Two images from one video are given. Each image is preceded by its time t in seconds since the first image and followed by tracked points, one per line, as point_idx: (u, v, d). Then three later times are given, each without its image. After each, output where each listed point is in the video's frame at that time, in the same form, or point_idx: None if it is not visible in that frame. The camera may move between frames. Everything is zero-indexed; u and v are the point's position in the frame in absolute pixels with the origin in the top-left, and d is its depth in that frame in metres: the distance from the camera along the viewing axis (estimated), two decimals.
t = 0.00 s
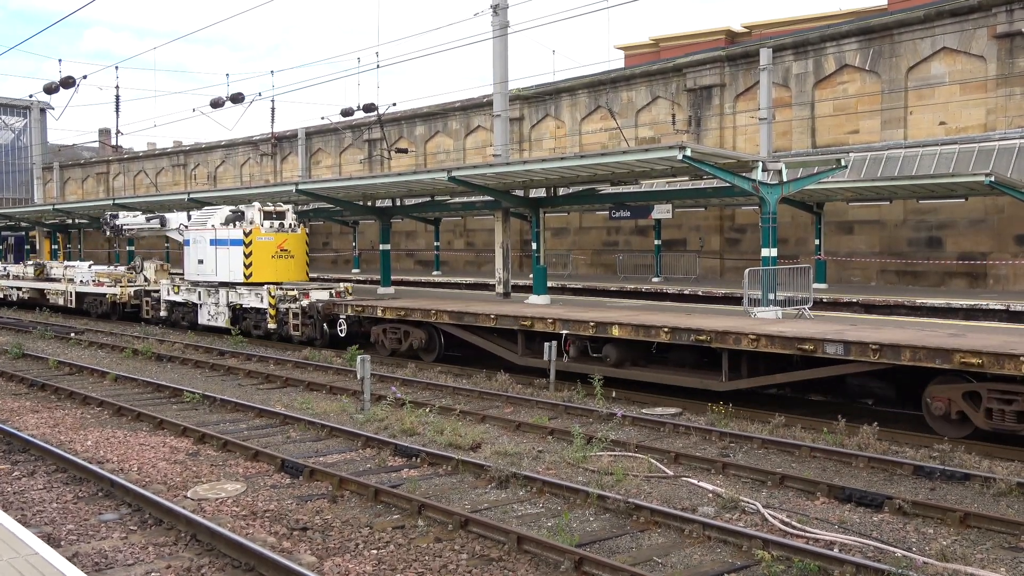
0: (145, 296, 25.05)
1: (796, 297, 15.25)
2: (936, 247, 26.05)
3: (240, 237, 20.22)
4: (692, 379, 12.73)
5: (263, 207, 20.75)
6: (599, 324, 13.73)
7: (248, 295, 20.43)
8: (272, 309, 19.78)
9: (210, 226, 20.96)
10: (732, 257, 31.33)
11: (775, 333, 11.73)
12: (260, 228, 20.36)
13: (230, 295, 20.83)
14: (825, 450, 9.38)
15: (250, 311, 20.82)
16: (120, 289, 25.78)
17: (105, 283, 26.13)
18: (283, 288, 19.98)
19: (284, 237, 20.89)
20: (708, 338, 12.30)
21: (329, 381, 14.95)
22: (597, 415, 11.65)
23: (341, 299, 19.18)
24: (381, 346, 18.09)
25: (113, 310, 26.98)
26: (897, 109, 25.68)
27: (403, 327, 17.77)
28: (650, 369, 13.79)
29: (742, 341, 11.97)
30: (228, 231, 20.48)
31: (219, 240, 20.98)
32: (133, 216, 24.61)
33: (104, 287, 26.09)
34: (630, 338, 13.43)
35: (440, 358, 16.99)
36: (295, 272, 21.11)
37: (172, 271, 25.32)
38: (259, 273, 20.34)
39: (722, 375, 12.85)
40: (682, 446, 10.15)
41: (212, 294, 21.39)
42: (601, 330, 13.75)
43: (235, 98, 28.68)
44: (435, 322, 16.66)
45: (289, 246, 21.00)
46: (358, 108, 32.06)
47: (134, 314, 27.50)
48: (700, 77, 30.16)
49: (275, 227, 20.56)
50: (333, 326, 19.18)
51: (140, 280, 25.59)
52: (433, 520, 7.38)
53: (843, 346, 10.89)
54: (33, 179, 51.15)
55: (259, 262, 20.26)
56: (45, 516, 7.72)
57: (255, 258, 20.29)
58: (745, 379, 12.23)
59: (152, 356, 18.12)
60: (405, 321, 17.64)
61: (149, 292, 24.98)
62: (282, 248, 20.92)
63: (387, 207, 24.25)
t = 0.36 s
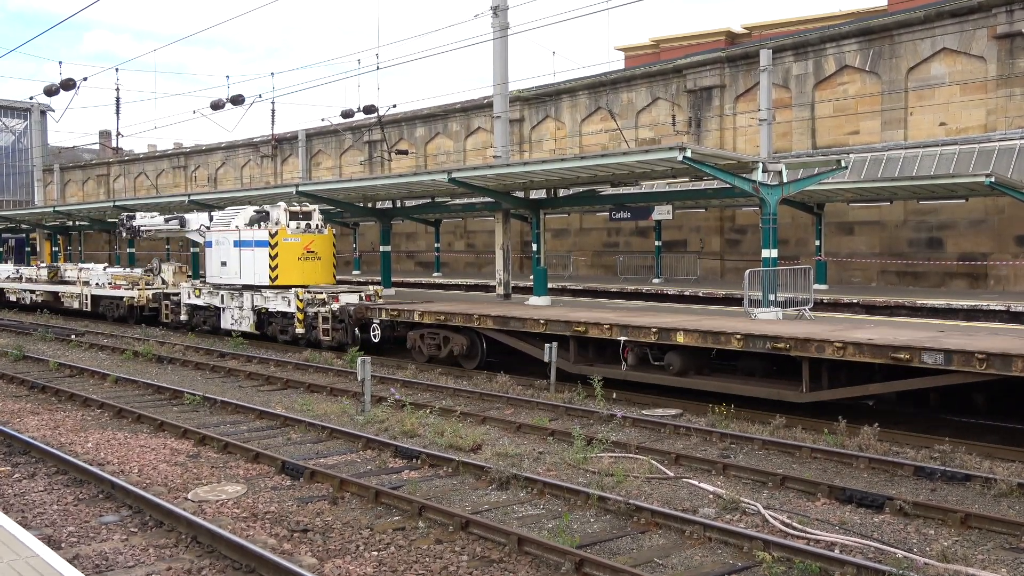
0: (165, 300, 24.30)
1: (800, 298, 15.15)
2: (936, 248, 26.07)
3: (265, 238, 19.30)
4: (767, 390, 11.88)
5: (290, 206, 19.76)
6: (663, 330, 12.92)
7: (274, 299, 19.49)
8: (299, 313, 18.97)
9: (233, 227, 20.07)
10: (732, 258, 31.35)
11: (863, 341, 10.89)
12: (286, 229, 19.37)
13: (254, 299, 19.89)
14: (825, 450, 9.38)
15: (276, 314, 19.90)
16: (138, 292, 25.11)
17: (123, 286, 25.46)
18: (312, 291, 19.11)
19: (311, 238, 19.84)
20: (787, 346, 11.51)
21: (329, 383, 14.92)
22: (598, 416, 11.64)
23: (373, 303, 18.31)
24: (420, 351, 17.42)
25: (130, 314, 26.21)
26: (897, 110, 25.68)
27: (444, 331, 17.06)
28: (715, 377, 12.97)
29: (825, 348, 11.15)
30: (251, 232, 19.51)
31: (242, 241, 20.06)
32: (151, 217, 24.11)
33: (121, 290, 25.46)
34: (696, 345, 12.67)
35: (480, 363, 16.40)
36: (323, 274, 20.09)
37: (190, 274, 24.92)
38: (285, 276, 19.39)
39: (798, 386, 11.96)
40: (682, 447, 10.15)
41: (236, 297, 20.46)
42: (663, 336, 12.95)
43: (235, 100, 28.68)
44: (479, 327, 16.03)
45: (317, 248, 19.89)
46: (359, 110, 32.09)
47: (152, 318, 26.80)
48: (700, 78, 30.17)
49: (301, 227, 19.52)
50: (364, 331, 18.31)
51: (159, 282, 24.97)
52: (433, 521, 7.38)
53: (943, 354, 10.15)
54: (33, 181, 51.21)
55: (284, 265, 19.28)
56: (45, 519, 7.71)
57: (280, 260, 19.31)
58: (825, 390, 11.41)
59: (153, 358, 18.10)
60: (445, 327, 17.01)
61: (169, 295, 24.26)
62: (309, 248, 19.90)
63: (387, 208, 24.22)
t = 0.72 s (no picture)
0: (184, 303, 23.54)
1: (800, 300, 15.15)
2: (937, 248, 26.06)
3: (293, 239, 18.83)
4: (860, 402, 10.71)
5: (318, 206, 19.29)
6: (735, 336, 11.84)
7: (303, 302, 19.01)
8: (331, 317, 18.28)
9: (259, 228, 19.42)
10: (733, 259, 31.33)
11: (967, 350, 9.78)
12: (314, 229, 18.85)
13: (283, 301, 19.34)
14: (826, 451, 9.38)
15: (306, 319, 19.38)
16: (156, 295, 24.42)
17: (141, 288, 24.87)
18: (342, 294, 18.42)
19: (340, 239, 19.39)
20: (881, 354, 10.39)
21: (331, 384, 14.93)
22: (599, 417, 11.64)
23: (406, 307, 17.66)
24: (463, 358, 16.31)
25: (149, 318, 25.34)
26: (898, 110, 25.69)
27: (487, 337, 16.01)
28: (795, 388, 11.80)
29: (924, 358, 10.04)
30: (278, 233, 18.97)
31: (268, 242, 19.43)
32: (169, 217, 23.64)
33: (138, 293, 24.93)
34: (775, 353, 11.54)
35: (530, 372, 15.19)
36: (351, 276, 19.56)
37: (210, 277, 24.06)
38: (313, 279, 18.85)
39: (892, 399, 10.80)
40: (683, 448, 10.15)
41: (262, 300, 19.93)
42: (737, 343, 11.84)
43: (235, 101, 28.67)
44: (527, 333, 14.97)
45: (345, 249, 19.46)
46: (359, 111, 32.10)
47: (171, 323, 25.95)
48: (701, 78, 30.19)
49: (330, 227, 19.06)
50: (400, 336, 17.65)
51: (177, 285, 24.37)
52: (434, 522, 7.38)
53: None
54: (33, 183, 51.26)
55: (313, 266, 18.81)
56: (46, 520, 7.71)
57: (309, 261, 18.84)
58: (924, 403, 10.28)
59: (154, 359, 18.12)
60: (489, 333, 15.91)
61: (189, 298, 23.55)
62: (337, 249, 19.38)
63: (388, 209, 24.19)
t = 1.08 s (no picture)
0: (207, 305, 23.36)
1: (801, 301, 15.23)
2: (938, 250, 26.05)
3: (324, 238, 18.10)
4: (963, 417, 9.96)
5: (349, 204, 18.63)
6: (820, 344, 11.00)
7: (333, 304, 18.23)
8: (364, 319, 17.66)
9: (286, 227, 18.83)
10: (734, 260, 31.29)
11: None
12: (346, 228, 18.24)
13: (312, 304, 18.61)
14: (828, 453, 9.37)
15: (336, 322, 18.62)
16: (177, 296, 24.17)
17: (160, 290, 24.64)
18: (376, 296, 17.84)
19: (372, 239, 18.70)
20: (989, 365, 9.51)
21: (332, 385, 14.93)
22: (600, 418, 11.63)
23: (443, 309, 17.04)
24: (511, 364, 15.54)
25: (168, 320, 24.92)
26: (899, 112, 25.70)
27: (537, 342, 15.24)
28: (885, 400, 11.01)
29: None
30: (308, 232, 18.28)
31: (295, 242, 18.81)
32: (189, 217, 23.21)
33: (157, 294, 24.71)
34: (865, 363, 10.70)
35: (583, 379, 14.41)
36: (383, 277, 18.91)
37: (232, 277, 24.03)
38: (344, 280, 18.20)
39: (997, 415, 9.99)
40: (684, 449, 10.13)
41: (289, 302, 19.25)
42: (821, 352, 11.01)
43: (236, 102, 28.68)
44: (582, 338, 14.13)
45: (376, 249, 18.80)
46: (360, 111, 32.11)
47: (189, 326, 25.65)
48: (702, 80, 30.21)
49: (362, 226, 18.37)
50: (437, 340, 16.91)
51: (197, 287, 24.17)
52: (435, 523, 7.37)
53: None
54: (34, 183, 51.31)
55: (344, 266, 18.12)
56: (47, 520, 7.71)
57: (340, 261, 18.14)
58: None
59: (155, 359, 18.12)
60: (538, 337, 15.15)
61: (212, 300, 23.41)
62: (369, 249, 18.75)
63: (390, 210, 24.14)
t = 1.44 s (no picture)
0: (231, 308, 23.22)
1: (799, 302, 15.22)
2: (939, 251, 26.03)
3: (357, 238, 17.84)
4: None
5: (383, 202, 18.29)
6: (919, 353, 10.16)
7: (366, 306, 18.05)
8: (401, 323, 17.27)
9: (318, 227, 18.72)
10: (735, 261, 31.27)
11: None
12: (380, 227, 17.91)
13: (343, 306, 18.45)
14: (829, 454, 9.35)
15: (370, 324, 18.37)
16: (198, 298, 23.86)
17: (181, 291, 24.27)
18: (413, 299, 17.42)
19: (407, 238, 18.31)
20: None
21: (333, 385, 14.93)
22: (601, 419, 11.61)
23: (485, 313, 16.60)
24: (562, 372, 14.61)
25: (190, 322, 24.77)
26: (900, 113, 25.71)
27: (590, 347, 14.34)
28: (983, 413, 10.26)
29: None
30: (340, 232, 18.10)
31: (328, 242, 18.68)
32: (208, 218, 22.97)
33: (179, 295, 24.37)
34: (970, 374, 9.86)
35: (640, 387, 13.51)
36: (418, 278, 18.55)
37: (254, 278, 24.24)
38: (378, 280, 17.90)
39: None
40: (684, 450, 10.12)
41: (320, 305, 19.09)
42: (921, 361, 10.15)
43: (237, 102, 28.67)
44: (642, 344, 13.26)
45: (412, 249, 18.43)
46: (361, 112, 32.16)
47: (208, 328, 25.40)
48: (703, 80, 30.23)
49: (396, 225, 18.00)
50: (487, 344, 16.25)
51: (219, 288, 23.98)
52: (435, 524, 7.37)
53: None
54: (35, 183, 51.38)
55: (377, 267, 17.83)
56: (47, 520, 7.71)
57: (374, 261, 17.84)
58: None
59: (156, 359, 18.12)
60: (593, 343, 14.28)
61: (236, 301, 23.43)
62: (404, 249, 18.38)
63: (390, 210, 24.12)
